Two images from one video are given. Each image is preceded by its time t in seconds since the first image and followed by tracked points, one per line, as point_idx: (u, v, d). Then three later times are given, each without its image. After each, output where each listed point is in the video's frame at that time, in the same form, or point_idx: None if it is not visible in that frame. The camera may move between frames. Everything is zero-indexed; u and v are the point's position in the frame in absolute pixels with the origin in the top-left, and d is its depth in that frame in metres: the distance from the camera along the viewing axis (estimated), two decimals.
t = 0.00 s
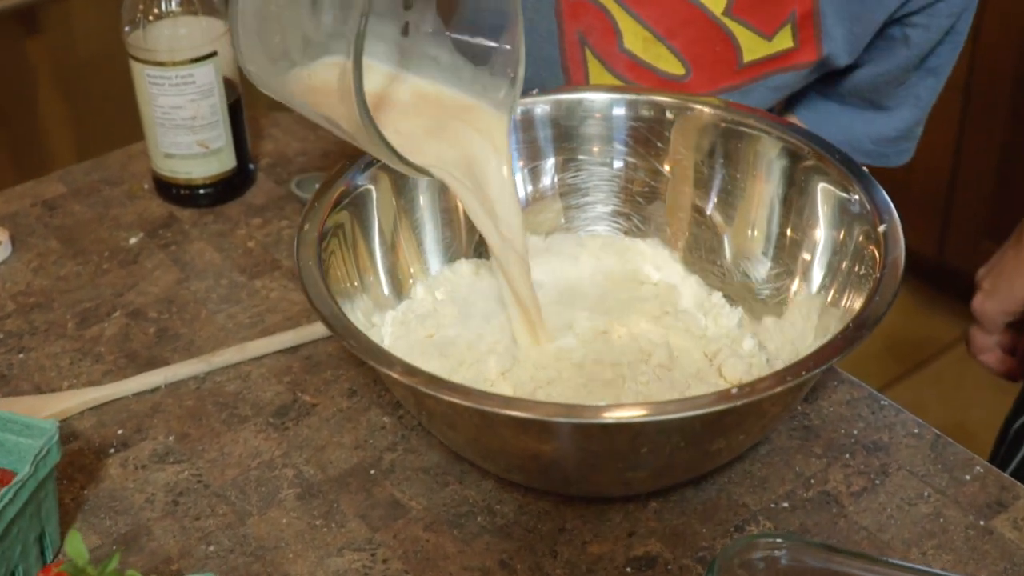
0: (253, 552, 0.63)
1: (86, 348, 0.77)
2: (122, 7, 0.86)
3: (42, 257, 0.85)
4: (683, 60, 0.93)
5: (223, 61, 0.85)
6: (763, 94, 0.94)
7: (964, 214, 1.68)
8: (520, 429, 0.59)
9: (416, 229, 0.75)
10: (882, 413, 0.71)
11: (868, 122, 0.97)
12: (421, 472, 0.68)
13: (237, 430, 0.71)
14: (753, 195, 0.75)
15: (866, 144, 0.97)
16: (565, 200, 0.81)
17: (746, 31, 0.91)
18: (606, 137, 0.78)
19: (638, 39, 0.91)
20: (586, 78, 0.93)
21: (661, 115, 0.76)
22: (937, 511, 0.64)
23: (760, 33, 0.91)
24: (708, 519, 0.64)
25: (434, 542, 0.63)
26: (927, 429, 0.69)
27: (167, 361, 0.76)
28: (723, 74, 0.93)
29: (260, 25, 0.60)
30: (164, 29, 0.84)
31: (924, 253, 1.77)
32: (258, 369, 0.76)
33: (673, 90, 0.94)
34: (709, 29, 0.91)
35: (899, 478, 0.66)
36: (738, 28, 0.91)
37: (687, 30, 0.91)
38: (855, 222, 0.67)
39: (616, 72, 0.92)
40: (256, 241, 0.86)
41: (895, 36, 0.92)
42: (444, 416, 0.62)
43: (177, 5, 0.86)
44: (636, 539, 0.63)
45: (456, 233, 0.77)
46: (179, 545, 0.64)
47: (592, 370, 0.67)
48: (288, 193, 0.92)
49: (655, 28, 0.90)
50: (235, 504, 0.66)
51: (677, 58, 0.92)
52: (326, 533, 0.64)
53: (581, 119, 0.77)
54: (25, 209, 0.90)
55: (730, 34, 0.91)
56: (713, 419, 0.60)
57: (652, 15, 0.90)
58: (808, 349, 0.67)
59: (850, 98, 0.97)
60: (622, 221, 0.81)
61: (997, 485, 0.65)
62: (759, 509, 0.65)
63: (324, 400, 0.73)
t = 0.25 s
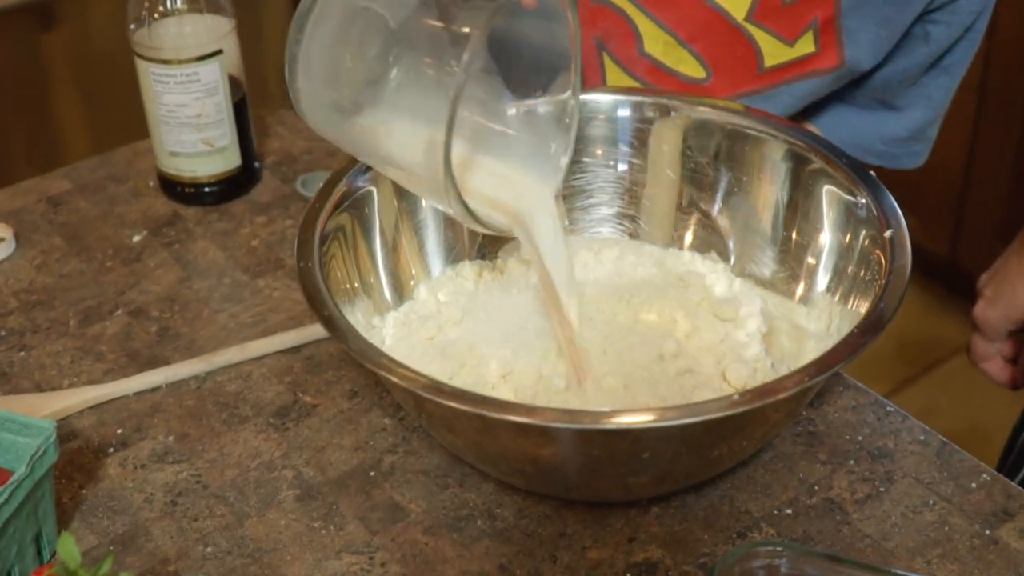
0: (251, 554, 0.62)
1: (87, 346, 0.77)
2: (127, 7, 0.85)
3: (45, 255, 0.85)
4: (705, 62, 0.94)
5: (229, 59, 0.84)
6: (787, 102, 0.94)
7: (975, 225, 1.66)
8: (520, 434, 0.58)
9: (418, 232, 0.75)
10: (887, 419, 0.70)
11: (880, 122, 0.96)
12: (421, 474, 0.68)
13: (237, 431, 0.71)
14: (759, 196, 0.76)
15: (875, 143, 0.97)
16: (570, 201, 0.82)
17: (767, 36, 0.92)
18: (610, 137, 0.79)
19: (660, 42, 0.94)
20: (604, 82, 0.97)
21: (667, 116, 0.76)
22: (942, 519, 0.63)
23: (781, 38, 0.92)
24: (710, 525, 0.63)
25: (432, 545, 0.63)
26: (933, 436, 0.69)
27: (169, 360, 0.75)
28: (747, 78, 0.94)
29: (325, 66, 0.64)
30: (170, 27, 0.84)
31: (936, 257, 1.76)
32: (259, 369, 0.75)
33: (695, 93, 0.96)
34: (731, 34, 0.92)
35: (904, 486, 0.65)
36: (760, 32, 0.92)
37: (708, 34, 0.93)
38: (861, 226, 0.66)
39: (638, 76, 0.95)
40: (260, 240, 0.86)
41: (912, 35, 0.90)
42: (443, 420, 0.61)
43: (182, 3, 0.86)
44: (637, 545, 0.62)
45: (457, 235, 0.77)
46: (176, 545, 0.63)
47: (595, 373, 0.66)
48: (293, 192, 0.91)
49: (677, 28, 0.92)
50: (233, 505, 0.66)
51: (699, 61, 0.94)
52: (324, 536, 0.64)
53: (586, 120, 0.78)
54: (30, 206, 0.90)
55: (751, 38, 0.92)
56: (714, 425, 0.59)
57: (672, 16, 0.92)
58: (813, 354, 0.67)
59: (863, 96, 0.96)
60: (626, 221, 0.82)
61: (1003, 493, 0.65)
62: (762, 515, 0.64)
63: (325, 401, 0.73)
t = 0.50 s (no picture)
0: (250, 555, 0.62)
1: (90, 344, 0.76)
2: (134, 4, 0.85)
3: (50, 252, 0.84)
4: (718, 60, 0.94)
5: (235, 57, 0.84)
6: (803, 99, 0.93)
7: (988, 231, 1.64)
8: (521, 437, 0.58)
9: (420, 236, 0.75)
10: (893, 425, 0.70)
11: (891, 120, 0.96)
12: (422, 476, 0.67)
13: (239, 430, 0.70)
14: (765, 199, 0.76)
15: (885, 142, 0.96)
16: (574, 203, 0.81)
17: (781, 33, 0.91)
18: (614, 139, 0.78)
19: (672, 41, 0.95)
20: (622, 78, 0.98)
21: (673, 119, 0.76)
22: (947, 527, 0.62)
23: (794, 34, 0.91)
24: (712, 530, 0.63)
25: (432, 548, 0.62)
26: (940, 442, 0.68)
27: (171, 359, 0.75)
28: (760, 75, 0.94)
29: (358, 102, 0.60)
30: (177, 25, 0.84)
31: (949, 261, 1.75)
32: (262, 369, 0.75)
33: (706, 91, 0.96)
34: (744, 31, 0.92)
35: (910, 493, 0.65)
36: (772, 29, 0.91)
37: (719, 33, 0.93)
38: (868, 230, 0.66)
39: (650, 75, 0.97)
40: (265, 239, 0.86)
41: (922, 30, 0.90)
42: (444, 422, 0.61)
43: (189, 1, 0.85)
44: (638, 550, 0.62)
45: (461, 237, 0.77)
46: (176, 545, 0.63)
47: (597, 375, 0.66)
48: (299, 191, 0.91)
49: (689, 26, 0.94)
50: (233, 505, 0.66)
51: (711, 59, 0.95)
52: (324, 537, 0.63)
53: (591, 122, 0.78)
54: (36, 203, 0.90)
55: (765, 35, 0.92)
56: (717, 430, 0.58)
57: (684, 15, 0.93)
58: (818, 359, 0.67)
59: (873, 95, 0.96)
60: (632, 224, 0.82)
61: (1009, 501, 0.64)
62: (765, 521, 0.63)
63: (328, 401, 0.72)
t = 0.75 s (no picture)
0: (250, 555, 0.62)
1: (94, 342, 0.76)
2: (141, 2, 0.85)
3: (55, 249, 0.84)
4: (722, 56, 0.92)
5: (241, 55, 0.84)
6: (809, 93, 0.92)
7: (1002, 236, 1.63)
8: (522, 439, 0.57)
9: (423, 238, 0.76)
10: (898, 431, 0.69)
11: (896, 121, 0.97)
12: (424, 478, 0.67)
13: (241, 430, 0.70)
14: (771, 201, 0.76)
15: (891, 141, 0.98)
16: (579, 205, 0.81)
17: (784, 26, 0.89)
18: (619, 141, 0.78)
19: (676, 37, 0.92)
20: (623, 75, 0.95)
21: (679, 120, 0.76)
22: (952, 534, 0.62)
23: (799, 30, 0.89)
24: (715, 534, 0.63)
25: (433, 550, 0.62)
26: (946, 448, 0.67)
27: (175, 357, 0.75)
28: (763, 71, 0.92)
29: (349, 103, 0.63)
30: (183, 23, 0.83)
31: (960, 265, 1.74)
32: (266, 368, 0.75)
33: (709, 88, 0.93)
34: (748, 26, 0.90)
35: (915, 499, 0.64)
36: (776, 23, 0.89)
37: (723, 26, 0.90)
38: (875, 233, 0.66)
39: (655, 70, 0.93)
40: (271, 238, 0.86)
41: (925, 31, 0.92)
42: (445, 424, 0.60)
43: None
44: (640, 554, 0.62)
45: (465, 238, 0.77)
46: (176, 545, 0.63)
47: (600, 378, 0.65)
48: (305, 191, 0.91)
49: (693, 21, 0.90)
50: (234, 505, 0.65)
51: (714, 55, 0.92)
52: (325, 538, 0.63)
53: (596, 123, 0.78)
54: (42, 200, 0.90)
55: (769, 30, 0.90)
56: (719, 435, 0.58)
57: (688, 7, 0.90)
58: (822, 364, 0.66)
59: (877, 94, 0.97)
60: (637, 227, 0.81)
61: (1016, 508, 0.63)
62: (769, 526, 0.63)
63: (330, 401, 0.72)
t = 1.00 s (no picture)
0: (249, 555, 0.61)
1: (96, 340, 0.76)
2: None
3: (59, 246, 0.84)
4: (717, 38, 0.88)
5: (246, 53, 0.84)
6: (807, 72, 0.88)
7: (1014, 240, 1.62)
8: (521, 442, 0.57)
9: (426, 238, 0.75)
10: (903, 435, 0.69)
11: (893, 101, 0.92)
12: (425, 478, 0.67)
13: (242, 429, 0.70)
14: (775, 202, 0.75)
15: (891, 124, 0.92)
16: (582, 205, 0.81)
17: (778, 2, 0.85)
18: (623, 141, 0.78)
19: (666, 19, 0.87)
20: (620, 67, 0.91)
21: (683, 120, 0.75)
22: (956, 540, 0.61)
23: (793, 3, 0.85)
24: (716, 538, 0.62)
25: (432, 552, 0.62)
26: (950, 454, 0.67)
27: (177, 356, 0.75)
28: (758, 51, 0.88)
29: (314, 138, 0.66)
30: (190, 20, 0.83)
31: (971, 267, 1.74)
32: (268, 367, 0.75)
33: (707, 71, 0.89)
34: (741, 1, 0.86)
35: (918, 504, 0.64)
36: None
37: (718, 4, 0.86)
38: (879, 236, 0.65)
39: (649, 57, 0.89)
40: (275, 236, 0.85)
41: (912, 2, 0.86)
42: (444, 425, 0.60)
43: None
44: (640, 558, 0.61)
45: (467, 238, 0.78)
46: (175, 544, 0.62)
47: (601, 379, 0.65)
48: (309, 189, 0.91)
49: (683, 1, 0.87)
50: (234, 505, 0.65)
51: (710, 35, 0.87)
52: (324, 538, 0.63)
53: (599, 122, 0.77)
54: (47, 197, 0.89)
55: (763, 6, 0.85)
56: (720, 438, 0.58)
57: None
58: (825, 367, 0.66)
59: (873, 76, 0.91)
60: (640, 227, 0.81)
61: (1020, 515, 0.63)
62: (770, 530, 0.62)
63: (332, 401, 0.72)
